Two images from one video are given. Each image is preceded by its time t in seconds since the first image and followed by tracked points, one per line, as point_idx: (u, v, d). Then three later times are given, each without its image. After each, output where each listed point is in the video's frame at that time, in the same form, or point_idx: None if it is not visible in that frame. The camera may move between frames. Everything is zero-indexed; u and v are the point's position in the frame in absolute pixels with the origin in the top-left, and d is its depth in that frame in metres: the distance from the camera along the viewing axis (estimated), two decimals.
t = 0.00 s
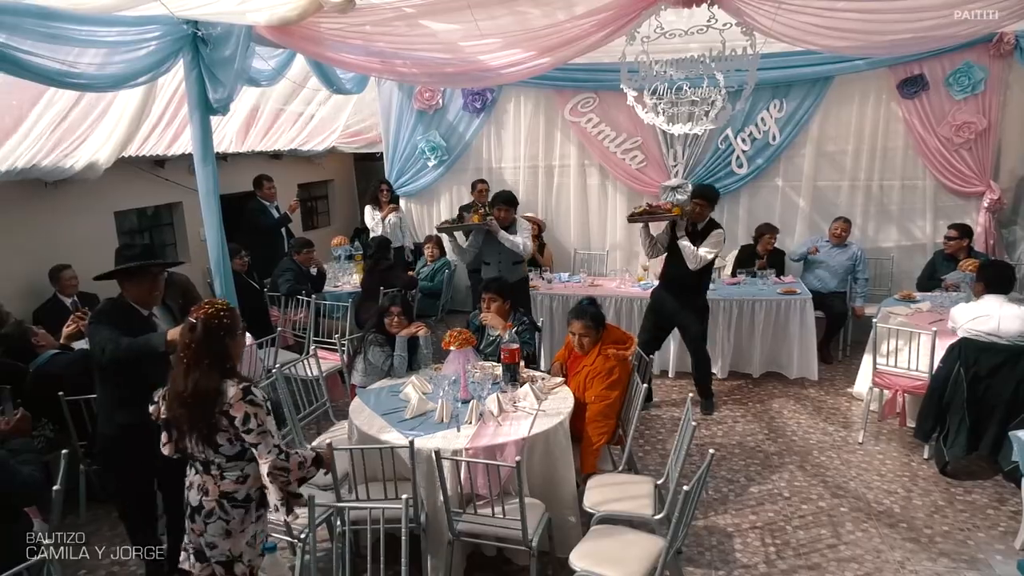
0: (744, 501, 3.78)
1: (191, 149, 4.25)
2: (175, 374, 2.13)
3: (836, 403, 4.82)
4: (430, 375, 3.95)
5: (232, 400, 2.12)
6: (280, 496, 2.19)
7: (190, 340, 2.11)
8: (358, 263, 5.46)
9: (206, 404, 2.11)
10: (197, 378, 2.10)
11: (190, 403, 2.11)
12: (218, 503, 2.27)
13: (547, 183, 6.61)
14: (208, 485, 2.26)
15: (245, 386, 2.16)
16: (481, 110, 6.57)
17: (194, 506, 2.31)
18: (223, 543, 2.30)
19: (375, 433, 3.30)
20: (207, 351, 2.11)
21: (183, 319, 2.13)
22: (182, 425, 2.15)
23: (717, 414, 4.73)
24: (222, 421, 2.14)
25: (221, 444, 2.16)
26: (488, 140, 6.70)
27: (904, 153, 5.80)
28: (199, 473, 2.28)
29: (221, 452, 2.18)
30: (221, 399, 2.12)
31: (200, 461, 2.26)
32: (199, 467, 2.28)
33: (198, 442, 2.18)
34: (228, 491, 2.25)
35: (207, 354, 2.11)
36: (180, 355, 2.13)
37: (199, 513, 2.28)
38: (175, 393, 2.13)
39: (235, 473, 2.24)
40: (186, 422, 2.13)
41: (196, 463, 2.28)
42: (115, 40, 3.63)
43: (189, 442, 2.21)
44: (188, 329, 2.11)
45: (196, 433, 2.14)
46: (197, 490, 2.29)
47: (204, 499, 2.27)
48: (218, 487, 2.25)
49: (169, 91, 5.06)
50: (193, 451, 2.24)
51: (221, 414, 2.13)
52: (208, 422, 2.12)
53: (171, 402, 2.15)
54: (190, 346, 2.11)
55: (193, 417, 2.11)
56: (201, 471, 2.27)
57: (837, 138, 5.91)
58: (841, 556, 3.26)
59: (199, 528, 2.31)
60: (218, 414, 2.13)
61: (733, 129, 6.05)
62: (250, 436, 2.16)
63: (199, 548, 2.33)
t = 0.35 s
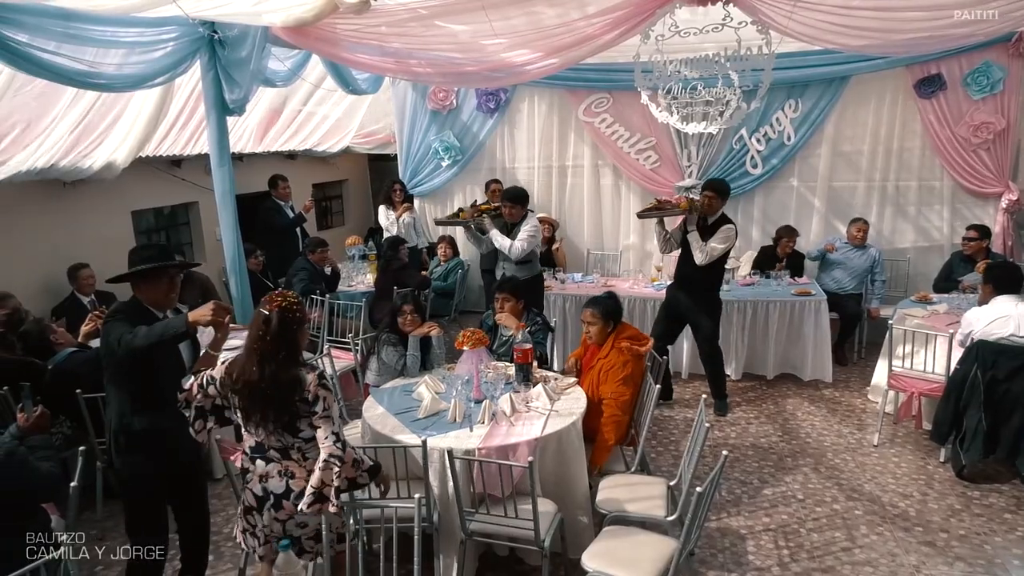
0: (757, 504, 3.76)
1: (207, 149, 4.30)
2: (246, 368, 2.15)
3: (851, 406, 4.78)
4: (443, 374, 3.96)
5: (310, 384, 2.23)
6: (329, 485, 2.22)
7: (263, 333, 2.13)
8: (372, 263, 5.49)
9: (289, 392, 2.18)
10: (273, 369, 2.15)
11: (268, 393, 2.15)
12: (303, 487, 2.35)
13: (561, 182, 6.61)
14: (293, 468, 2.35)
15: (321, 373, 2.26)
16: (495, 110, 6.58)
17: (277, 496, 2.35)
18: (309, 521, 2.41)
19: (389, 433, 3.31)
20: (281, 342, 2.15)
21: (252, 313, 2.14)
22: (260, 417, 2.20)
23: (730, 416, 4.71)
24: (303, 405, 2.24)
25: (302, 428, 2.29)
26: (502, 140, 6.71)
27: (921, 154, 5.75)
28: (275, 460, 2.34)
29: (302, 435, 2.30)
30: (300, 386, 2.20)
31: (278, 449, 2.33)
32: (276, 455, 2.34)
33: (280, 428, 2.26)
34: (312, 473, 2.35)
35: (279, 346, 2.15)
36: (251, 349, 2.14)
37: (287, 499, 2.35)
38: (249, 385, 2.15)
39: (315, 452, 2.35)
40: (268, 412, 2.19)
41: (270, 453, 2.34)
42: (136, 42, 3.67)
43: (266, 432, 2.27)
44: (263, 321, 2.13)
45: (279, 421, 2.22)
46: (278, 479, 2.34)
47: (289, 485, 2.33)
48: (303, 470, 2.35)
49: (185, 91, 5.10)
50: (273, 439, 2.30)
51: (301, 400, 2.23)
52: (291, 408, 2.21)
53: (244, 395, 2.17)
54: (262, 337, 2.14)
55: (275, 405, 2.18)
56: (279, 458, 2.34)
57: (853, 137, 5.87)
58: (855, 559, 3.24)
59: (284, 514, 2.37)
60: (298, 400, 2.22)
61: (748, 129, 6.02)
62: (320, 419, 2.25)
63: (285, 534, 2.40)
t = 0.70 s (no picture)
0: (771, 506, 3.74)
1: (221, 148, 4.34)
2: (315, 377, 2.14)
3: (866, 408, 4.74)
4: (456, 374, 3.95)
5: (382, 387, 2.24)
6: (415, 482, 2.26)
7: (331, 339, 2.11)
8: (385, 262, 5.51)
9: (360, 396, 2.18)
10: (342, 376, 2.14)
11: (340, 400, 2.16)
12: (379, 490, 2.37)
13: (574, 182, 6.61)
14: (368, 472, 2.37)
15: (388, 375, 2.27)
16: (508, 110, 6.58)
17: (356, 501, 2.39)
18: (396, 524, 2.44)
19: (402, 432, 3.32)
20: (348, 349, 2.13)
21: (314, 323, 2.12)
22: (333, 425, 2.21)
23: (744, 417, 4.68)
24: (377, 408, 2.25)
25: (376, 432, 2.30)
26: (515, 140, 6.71)
27: (938, 154, 5.69)
28: (351, 466, 2.37)
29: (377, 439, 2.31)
30: (370, 390, 2.21)
31: (353, 454, 2.35)
32: (351, 462, 2.37)
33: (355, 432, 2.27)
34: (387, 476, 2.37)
35: (346, 351, 2.13)
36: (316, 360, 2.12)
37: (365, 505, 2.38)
38: (320, 394, 2.15)
39: (389, 455, 2.36)
40: (342, 419, 2.19)
41: (344, 459, 2.37)
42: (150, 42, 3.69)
43: (341, 438, 2.29)
44: (326, 331, 2.10)
45: (354, 426, 2.23)
46: (354, 486, 2.37)
47: (366, 490, 2.36)
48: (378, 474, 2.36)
49: (201, 92, 5.15)
50: (347, 445, 2.33)
51: (374, 402, 2.23)
52: (364, 412, 2.21)
53: (315, 404, 2.17)
54: (329, 346, 2.12)
55: (347, 412, 2.18)
56: (354, 465, 2.37)
57: (869, 137, 5.83)
58: (870, 562, 3.21)
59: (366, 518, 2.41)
60: (371, 405, 2.23)
61: (763, 129, 5.99)
62: (394, 422, 2.28)
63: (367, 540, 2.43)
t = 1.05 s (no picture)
0: (786, 507, 3.71)
1: (239, 146, 4.36)
2: (370, 357, 2.27)
3: (882, 409, 4.71)
4: (470, 372, 3.96)
5: (429, 375, 2.36)
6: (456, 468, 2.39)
7: (386, 324, 2.26)
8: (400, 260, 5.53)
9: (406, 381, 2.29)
10: (395, 360, 2.27)
11: (388, 383, 2.27)
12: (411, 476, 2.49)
13: (589, 181, 6.60)
14: (402, 460, 2.48)
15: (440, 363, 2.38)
16: (523, 109, 6.57)
17: (386, 485, 2.51)
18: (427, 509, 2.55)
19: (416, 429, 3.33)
20: (402, 335, 2.26)
21: (376, 304, 2.26)
22: (378, 406, 2.33)
23: (759, 417, 4.66)
24: (422, 394, 2.37)
25: (417, 418, 2.42)
26: (530, 138, 6.71)
27: (958, 153, 5.64)
28: (387, 451, 2.49)
29: (416, 426, 2.43)
30: (417, 377, 2.33)
31: (391, 439, 2.47)
32: (388, 447, 2.49)
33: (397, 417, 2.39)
34: (420, 464, 2.48)
35: (403, 337, 2.27)
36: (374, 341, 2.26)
37: (393, 490, 2.49)
38: (371, 375, 2.27)
39: (426, 443, 2.48)
40: (387, 401, 2.31)
41: (382, 443, 2.49)
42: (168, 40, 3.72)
43: (383, 421, 2.41)
44: (388, 312, 2.26)
45: (397, 412, 2.35)
46: (388, 469, 2.49)
47: (398, 474, 2.49)
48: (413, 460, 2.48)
49: (219, 90, 5.16)
50: (389, 429, 2.44)
51: (419, 389, 2.34)
52: (409, 397, 2.33)
53: (365, 383, 2.29)
54: (386, 330, 2.26)
55: (393, 395, 2.30)
56: (389, 450, 2.49)
57: (887, 136, 5.78)
58: (886, 565, 3.18)
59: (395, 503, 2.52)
60: (418, 389, 2.35)
61: (779, 127, 5.95)
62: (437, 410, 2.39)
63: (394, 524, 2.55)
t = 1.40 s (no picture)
0: (799, 502, 3.70)
1: (253, 138, 4.38)
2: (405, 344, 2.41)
3: (897, 405, 4.67)
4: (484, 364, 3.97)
5: (458, 367, 2.38)
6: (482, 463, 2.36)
7: (424, 313, 2.37)
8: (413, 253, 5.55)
9: (435, 368, 2.36)
10: (427, 347, 2.37)
11: (419, 369, 2.37)
12: (445, 472, 2.49)
13: (602, 174, 6.58)
14: (436, 454, 2.50)
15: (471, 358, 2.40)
16: (536, 101, 6.56)
17: (421, 480, 2.53)
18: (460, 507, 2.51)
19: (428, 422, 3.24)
20: (433, 324, 2.37)
21: (413, 296, 2.39)
22: (410, 394, 2.42)
23: (772, 412, 4.64)
24: (450, 386, 2.38)
25: (449, 411, 2.44)
26: (543, 131, 6.70)
27: (976, 147, 5.57)
28: (423, 447, 2.52)
29: (447, 419, 2.44)
30: (448, 367, 2.37)
31: (425, 434, 2.50)
32: (423, 442, 2.51)
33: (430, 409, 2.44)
34: (453, 458, 2.48)
35: (437, 326, 2.37)
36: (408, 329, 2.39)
37: (427, 485, 2.51)
38: (404, 362, 2.41)
39: (459, 438, 2.48)
40: (418, 388, 2.39)
41: (418, 437, 2.52)
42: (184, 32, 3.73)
43: (417, 413, 2.46)
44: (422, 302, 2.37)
45: (429, 401, 2.40)
46: (424, 465, 2.52)
47: (433, 469, 2.50)
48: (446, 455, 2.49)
49: (234, 83, 5.19)
50: (423, 421, 2.47)
51: (448, 379, 2.37)
52: (437, 386, 2.37)
53: (398, 370, 2.42)
54: (419, 318, 2.38)
55: (423, 382, 2.38)
56: (425, 445, 2.51)
57: (904, 129, 5.72)
58: (900, 561, 3.16)
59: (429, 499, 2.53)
60: (447, 379, 2.37)
61: (795, 120, 5.90)
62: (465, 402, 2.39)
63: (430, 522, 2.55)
